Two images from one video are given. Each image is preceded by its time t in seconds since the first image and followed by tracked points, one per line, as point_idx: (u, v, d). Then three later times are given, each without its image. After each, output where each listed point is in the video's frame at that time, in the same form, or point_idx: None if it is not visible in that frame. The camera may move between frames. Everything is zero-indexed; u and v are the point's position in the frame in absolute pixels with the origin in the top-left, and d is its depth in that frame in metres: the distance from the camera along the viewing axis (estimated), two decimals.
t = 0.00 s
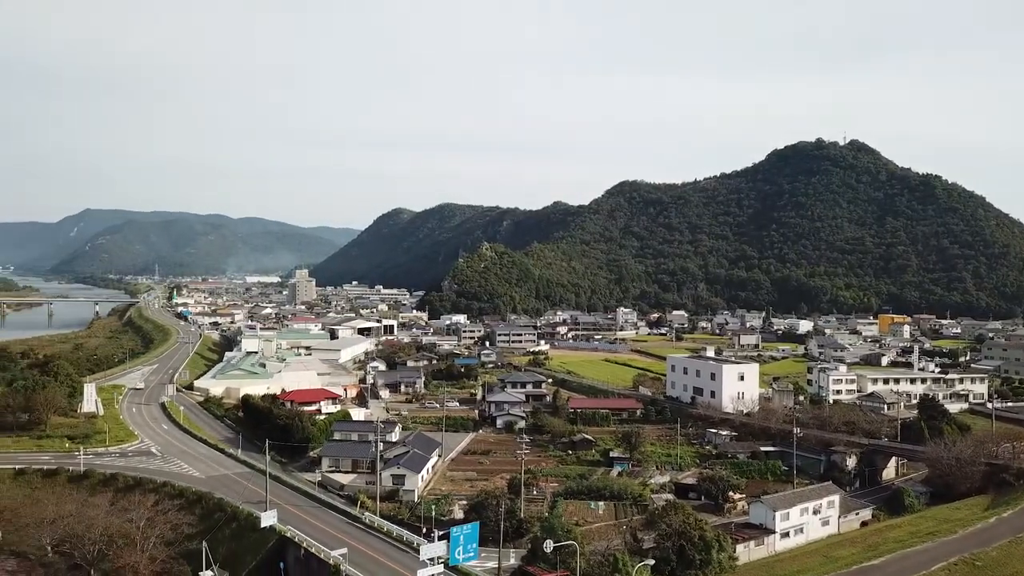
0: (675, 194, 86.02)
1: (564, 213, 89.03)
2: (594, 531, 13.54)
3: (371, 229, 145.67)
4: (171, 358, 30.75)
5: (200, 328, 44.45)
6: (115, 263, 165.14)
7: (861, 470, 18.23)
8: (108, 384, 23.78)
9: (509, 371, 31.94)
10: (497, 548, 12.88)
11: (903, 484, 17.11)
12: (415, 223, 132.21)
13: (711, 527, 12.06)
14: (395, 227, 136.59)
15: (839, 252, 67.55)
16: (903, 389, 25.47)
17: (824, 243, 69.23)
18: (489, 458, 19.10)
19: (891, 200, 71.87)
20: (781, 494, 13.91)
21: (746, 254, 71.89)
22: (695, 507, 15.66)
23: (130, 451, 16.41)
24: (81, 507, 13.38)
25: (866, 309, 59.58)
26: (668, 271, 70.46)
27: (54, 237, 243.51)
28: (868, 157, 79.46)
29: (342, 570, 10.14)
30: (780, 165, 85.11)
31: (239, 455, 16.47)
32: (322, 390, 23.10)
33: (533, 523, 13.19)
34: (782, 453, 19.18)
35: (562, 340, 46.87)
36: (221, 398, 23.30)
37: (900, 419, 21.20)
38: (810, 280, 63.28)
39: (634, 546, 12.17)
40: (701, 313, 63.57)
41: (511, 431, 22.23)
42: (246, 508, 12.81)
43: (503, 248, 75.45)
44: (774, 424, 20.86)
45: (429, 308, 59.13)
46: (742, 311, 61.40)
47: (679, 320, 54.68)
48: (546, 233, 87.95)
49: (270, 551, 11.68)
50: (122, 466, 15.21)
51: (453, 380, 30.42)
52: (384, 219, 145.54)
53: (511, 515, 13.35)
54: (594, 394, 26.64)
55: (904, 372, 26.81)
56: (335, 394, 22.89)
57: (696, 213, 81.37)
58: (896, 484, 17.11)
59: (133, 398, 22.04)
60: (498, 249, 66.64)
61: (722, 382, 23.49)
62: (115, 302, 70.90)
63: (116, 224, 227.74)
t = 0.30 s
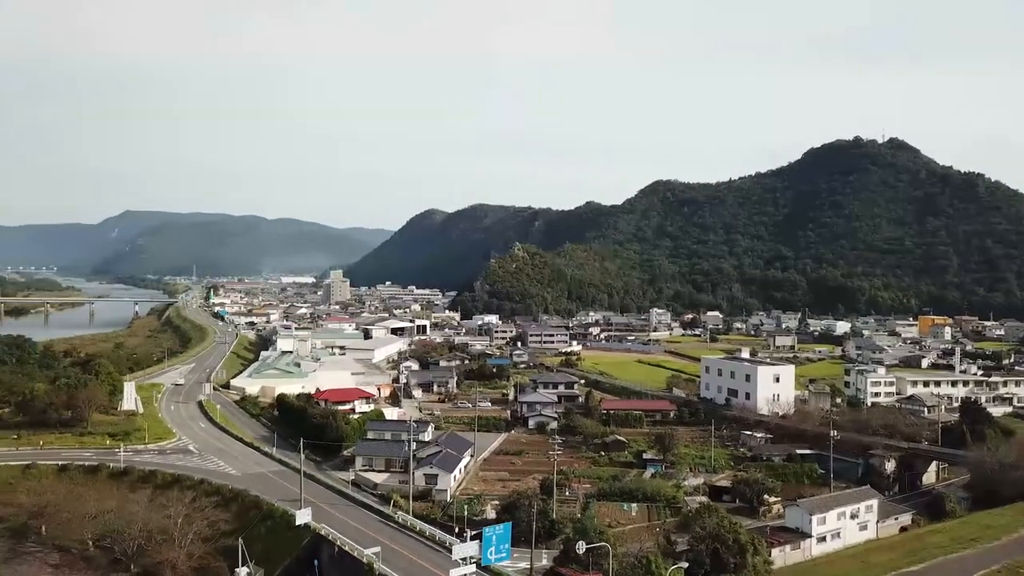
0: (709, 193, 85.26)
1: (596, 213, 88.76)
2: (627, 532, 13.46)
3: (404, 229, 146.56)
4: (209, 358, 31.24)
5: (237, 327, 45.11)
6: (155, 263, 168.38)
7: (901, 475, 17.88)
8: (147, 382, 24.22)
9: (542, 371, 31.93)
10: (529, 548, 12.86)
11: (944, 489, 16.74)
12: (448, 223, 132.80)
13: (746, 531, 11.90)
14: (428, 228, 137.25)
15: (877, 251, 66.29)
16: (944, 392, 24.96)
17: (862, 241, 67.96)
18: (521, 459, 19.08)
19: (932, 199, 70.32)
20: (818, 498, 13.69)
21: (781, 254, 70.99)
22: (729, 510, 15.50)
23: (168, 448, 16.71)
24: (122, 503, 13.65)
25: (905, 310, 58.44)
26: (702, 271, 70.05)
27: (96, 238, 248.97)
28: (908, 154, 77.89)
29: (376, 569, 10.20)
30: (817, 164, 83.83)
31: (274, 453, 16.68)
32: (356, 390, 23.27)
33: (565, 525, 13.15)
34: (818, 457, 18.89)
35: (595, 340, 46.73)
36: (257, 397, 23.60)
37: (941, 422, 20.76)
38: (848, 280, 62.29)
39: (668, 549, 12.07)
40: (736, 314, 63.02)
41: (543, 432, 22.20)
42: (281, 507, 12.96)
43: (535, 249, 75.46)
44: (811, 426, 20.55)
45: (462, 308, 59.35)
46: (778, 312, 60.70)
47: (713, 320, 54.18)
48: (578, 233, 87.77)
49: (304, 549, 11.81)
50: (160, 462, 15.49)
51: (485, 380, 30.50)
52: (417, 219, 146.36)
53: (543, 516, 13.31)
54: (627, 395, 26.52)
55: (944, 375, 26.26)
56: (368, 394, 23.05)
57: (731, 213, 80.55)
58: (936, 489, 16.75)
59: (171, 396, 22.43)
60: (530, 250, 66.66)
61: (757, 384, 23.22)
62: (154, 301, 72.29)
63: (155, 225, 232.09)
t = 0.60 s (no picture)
0: (743, 193, 84.34)
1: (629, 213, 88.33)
2: (660, 535, 13.36)
3: (436, 230, 147.19)
4: (245, 357, 31.67)
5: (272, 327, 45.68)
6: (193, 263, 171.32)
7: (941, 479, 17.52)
8: (185, 381, 24.62)
9: (574, 372, 31.88)
10: (561, 549, 12.83)
11: (986, 495, 16.37)
12: (479, 224, 133.24)
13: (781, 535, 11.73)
14: (460, 228, 137.77)
15: (916, 251, 64.65)
16: (986, 395, 24.44)
17: (901, 241, 66.37)
18: (553, 459, 19.04)
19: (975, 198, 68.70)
20: (855, 502, 13.47)
21: (817, 254, 69.93)
22: (764, 513, 15.31)
23: (205, 446, 16.96)
24: (161, 499, 13.87)
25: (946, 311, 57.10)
26: (737, 271, 69.49)
27: (136, 239, 254.00)
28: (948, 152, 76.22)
29: (408, 569, 10.26)
30: (854, 162, 82.45)
31: (309, 451, 16.85)
32: (389, 390, 23.41)
33: (598, 526, 13.10)
34: (856, 460, 18.58)
35: (628, 341, 46.50)
36: (291, 396, 23.85)
37: (984, 426, 20.30)
38: (886, 280, 61.14)
39: (701, 552, 11.95)
40: (771, 315, 62.34)
41: (575, 433, 22.14)
42: (315, 505, 13.09)
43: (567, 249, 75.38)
44: (848, 429, 20.22)
45: (494, 308, 59.44)
46: (814, 313, 59.86)
47: (748, 321, 53.58)
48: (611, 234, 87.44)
49: (338, 547, 11.90)
50: (197, 460, 15.73)
51: (517, 380, 30.52)
52: (449, 220, 147.02)
53: (576, 517, 13.27)
54: (660, 397, 26.33)
55: (987, 378, 25.70)
56: (401, 394, 23.17)
57: (765, 212, 79.61)
58: (978, 494, 16.39)
59: (208, 395, 22.78)
60: (562, 250, 66.57)
61: (793, 386, 22.91)
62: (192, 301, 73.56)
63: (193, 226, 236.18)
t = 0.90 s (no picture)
0: (779, 193, 83.26)
1: (662, 214, 87.82)
2: (694, 538, 13.25)
3: (468, 230, 147.46)
4: (279, 357, 32.06)
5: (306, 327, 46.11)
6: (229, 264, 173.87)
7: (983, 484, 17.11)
8: (221, 380, 25.00)
9: (606, 373, 31.75)
10: (593, 552, 12.76)
11: None
12: (511, 224, 133.44)
13: (818, 540, 11.54)
14: (492, 228, 137.92)
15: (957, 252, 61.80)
16: None
17: (941, 242, 63.76)
18: (586, 461, 18.97)
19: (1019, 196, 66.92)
20: (894, 507, 13.22)
21: (855, 254, 68.68)
22: (799, 517, 15.10)
23: (241, 444, 17.17)
24: (197, 496, 14.06)
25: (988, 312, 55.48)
26: (772, 271, 68.83)
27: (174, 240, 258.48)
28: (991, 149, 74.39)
29: (441, 569, 10.28)
30: (893, 160, 80.95)
31: (343, 450, 16.98)
32: (421, 390, 23.50)
33: (630, 528, 13.03)
34: (894, 464, 18.24)
35: (661, 342, 46.20)
36: (325, 395, 24.07)
37: None
38: (926, 281, 59.80)
39: (735, 556, 11.81)
40: (807, 316, 61.61)
41: (607, 434, 22.04)
42: (348, 503, 13.20)
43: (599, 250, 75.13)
44: (886, 432, 19.84)
45: (526, 309, 59.45)
46: (851, 314, 58.97)
47: (783, 322, 52.89)
48: (644, 234, 87.05)
49: (371, 545, 11.99)
50: (233, 458, 15.93)
51: (549, 381, 30.48)
52: (481, 220, 147.37)
53: (608, 518, 13.21)
54: (693, 399, 26.12)
55: None
56: (433, 394, 23.26)
57: (801, 212, 78.57)
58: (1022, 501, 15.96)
59: (244, 394, 23.08)
60: (594, 251, 66.36)
61: (829, 389, 22.54)
62: (228, 301, 74.65)
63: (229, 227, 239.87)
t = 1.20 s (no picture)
0: (815, 192, 82.02)
1: (695, 214, 87.18)
2: (728, 541, 13.11)
3: (501, 230, 147.56)
4: (314, 356, 32.41)
5: (341, 327, 46.52)
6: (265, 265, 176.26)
7: None
8: (257, 379, 25.34)
9: (639, 374, 31.57)
10: (626, 553, 12.67)
11: None
12: (544, 224, 133.40)
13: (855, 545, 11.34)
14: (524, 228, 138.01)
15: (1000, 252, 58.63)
16: None
17: (983, 242, 60.83)
18: (618, 462, 18.87)
19: None
20: (934, 512, 12.95)
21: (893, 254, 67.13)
22: (836, 521, 14.86)
23: (276, 443, 17.37)
24: (233, 494, 14.23)
25: None
26: (808, 272, 67.99)
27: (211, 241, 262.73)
28: None
29: (473, 568, 10.30)
30: (933, 158, 79.31)
31: (376, 449, 17.09)
32: (454, 390, 23.57)
33: (664, 530, 12.94)
34: (934, 468, 17.86)
35: (695, 343, 45.81)
36: (359, 395, 24.27)
37: None
38: (968, 281, 58.29)
39: (770, 560, 11.67)
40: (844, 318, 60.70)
41: (640, 436, 21.91)
42: (381, 503, 13.29)
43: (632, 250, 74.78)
44: (926, 436, 19.44)
45: (559, 309, 59.37)
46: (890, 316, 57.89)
47: (819, 323, 52.11)
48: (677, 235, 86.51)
49: (403, 544, 12.06)
50: (268, 456, 16.13)
51: (582, 382, 30.40)
52: (514, 220, 147.51)
53: (641, 520, 13.10)
54: (727, 400, 25.86)
55: None
56: (466, 394, 23.32)
57: (838, 211, 77.38)
58: None
59: (280, 393, 23.36)
60: (627, 251, 66.06)
61: (867, 391, 22.15)
62: (265, 301, 75.67)
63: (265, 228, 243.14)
